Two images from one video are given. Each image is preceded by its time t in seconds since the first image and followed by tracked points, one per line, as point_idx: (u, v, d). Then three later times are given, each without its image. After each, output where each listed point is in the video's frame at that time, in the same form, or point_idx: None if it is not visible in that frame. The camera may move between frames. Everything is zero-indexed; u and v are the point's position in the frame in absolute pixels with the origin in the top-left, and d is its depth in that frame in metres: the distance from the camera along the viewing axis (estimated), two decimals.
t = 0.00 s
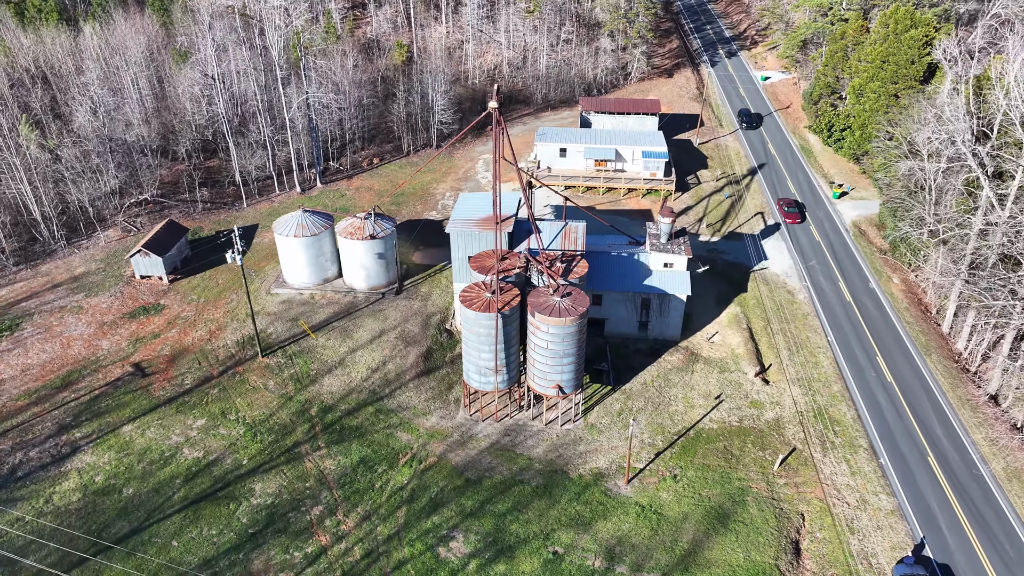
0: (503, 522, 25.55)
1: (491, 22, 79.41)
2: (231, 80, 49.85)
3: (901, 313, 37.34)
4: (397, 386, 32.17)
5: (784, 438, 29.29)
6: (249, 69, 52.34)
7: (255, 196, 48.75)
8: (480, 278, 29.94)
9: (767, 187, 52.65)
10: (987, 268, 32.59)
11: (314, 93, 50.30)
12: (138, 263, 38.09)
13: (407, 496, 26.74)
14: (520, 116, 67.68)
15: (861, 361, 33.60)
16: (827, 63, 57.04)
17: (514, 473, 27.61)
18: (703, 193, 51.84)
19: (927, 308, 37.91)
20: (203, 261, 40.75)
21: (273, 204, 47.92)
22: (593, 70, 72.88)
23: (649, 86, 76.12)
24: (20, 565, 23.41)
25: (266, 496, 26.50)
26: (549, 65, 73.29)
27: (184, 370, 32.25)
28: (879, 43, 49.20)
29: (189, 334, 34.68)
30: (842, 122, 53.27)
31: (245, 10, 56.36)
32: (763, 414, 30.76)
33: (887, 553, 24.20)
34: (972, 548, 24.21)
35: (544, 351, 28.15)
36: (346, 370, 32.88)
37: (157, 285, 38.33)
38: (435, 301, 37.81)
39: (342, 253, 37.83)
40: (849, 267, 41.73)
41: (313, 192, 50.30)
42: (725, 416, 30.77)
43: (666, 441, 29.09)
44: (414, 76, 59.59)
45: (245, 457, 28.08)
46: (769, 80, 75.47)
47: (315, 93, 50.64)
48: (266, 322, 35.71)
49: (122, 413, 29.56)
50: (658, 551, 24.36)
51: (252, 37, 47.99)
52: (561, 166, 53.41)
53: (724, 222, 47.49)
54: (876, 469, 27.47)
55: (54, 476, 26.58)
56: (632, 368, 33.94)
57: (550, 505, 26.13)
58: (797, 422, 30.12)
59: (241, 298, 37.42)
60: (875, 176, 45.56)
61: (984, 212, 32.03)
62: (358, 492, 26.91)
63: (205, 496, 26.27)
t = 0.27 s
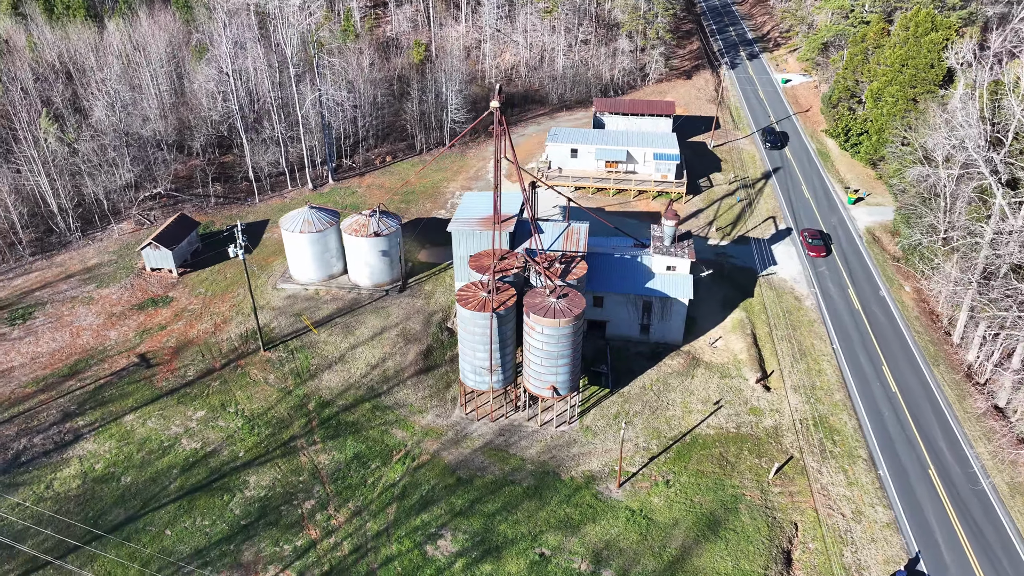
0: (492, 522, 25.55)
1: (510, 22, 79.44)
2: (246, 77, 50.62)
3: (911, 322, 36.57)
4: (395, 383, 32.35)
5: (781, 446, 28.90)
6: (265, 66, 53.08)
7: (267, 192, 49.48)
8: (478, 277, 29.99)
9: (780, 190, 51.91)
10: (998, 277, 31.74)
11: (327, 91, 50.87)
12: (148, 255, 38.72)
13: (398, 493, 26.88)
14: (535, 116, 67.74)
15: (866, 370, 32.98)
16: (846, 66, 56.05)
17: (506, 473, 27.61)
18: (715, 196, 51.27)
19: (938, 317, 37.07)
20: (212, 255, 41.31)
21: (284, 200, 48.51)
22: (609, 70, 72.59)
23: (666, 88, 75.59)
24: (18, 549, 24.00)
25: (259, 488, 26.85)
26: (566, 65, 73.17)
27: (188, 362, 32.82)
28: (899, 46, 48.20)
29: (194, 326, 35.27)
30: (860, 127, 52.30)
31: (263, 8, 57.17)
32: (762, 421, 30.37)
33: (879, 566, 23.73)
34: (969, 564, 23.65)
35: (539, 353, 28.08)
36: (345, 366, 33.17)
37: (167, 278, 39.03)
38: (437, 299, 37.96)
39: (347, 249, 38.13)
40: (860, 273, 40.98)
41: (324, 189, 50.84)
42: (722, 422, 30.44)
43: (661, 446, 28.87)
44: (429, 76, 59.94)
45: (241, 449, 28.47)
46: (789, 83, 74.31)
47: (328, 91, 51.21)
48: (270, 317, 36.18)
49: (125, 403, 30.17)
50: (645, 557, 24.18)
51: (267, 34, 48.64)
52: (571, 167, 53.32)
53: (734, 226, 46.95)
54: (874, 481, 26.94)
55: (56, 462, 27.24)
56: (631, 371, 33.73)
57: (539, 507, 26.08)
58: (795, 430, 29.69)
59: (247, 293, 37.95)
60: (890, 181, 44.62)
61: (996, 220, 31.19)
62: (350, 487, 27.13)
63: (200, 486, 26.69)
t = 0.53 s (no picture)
0: (481, 521, 25.59)
1: (528, 21, 79.39)
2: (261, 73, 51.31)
3: (920, 331, 35.84)
4: (393, 379, 32.54)
5: (778, 454, 28.52)
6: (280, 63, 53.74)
7: (279, 187, 50.16)
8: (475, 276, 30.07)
9: (793, 194, 51.15)
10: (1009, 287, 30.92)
11: (339, 88, 51.38)
12: (159, 248, 39.48)
13: (390, 489, 27.04)
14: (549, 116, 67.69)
15: (870, 379, 32.41)
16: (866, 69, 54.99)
17: (498, 473, 27.64)
18: (726, 199, 50.73)
19: (948, 327, 36.26)
20: (222, 249, 41.97)
21: (296, 196, 49.04)
22: (626, 71, 72.22)
23: (684, 89, 74.98)
24: (18, 533, 24.62)
25: (254, 480, 27.21)
26: (583, 66, 72.93)
27: (191, 354, 33.38)
28: (919, 50, 47.17)
29: (200, 319, 35.84)
30: (877, 131, 51.31)
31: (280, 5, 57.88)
32: (760, 428, 30.00)
33: None
34: None
35: (534, 353, 28.09)
36: (345, 361, 33.46)
37: (176, 270, 39.72)
38: (440, 297, 38.07)
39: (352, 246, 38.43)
40: (870, 281, 40.25)
41: (335, 186, 51.32)
42: (720, 427, 30.12)
43: (656, 450, 28.66)
44: (443, 75, 60.20)
45: (238, 441, 28.87)
46: (810, 86, 72.79)
47: (341, 89, 51.71)
48: (274, 311, 36.63)
49: (128, 393, 30.78)
50: (632, 561, 24.03)
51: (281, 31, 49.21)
52: (582, 167, 53.21)
53: (744, 230, 46.40)
54: (871, 491, 26.48)
55: (59, 449, 27.89)
56: (630, 374, 33.53)
57: (529, 508, 26.06)
58: (794, 437, 29.27)
59: (253, 287, 38.48)
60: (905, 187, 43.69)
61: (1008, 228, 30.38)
62: (343, 482, 27.37)
63: (196, 477, 27.12)
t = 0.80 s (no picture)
0: (470, 520, 25.65)
1: (546, 21, 79.27)
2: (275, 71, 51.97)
3: (928, 341, 35.11)
4: (391, 376, 32.73)
5: (774, 462, 28.16)
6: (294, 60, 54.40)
7: (291, 184, 50.79)
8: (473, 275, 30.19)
9: (806, 199, 50.44)
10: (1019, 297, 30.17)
11: (352, 86, 51.87)
12: (170, 242, 40.18)
13: (381, 485, 27.22)
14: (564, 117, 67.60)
15: (873, 388, 31.85)
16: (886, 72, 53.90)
17: (490, 473, 27.67)
18: (737, 202, 50.21)
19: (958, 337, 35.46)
20: (231, 244, 42.59)
21: (307, 192, 49.56)
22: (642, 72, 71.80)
23: (701, 91, 74.30)
24: (19, 516, 25.28)
25: (249, 472, 27.58)
26: (599, 66, 72.65)
27: (195, 346, 33.94)
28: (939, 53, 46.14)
29: (206, 312, 36.42)
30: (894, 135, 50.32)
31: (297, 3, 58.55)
32: (758, 434, 29.65)
33: None
34: None
35: (528, 353, 28.06)
36: (345, 357, 33.75)
37: (186, 264, 40.40)
38: (443, 296, 38.20)
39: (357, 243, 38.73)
40: (880, 288, 39.51)
41: (347, 183, 51.82)
42: (716, 433, 29.82)
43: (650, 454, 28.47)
44: (456, 74, 60.42)
45: (236, 434, 29.29)
46: (831, 88, 71.47)
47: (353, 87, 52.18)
48: (279, 306, 37.09)
49: (132, 383, 31.41)
50: (619, 565, 23.91)
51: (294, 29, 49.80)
52: (593, 168, 53.06)
53: (753, 234, 45.87)
54: (867, 503, 26.05)
55: (62, 436, 28.56)
56: (629, 377, 33.35)
57: (518, 508, 26.06)
58: (791, 445, 28.87)
59: (259, 282, 38.99)
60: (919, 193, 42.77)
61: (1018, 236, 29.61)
62: (336, 477, 27.62)
63: (193, 468, 27.57)
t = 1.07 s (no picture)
0: (459, 520, 25.73)
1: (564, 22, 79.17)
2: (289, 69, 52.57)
3: (936, 351, 34.39)
4: (390, 373, 32.96)
5: (769, 470, 27.83)
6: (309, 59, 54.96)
7: (303, 180, 51.38)
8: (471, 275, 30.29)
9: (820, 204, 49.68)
10: None
11: (365, 85, 52.31)
12: (181, 236, 40.90)
13: (374, 482, 27.43)
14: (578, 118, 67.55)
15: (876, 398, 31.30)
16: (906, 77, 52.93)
17: (482, 473, 27.74)
18: (748, 206, 49.63)
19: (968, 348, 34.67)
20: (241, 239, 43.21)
21: (317, 189, 50.08)
22: (659, 74, 71.37)
23: (719, 93, 73.63)
24: (21, 501, 25.96)
25: (244, 465, 27.98)
26: (615, 67, 72.35)
27: (200, 339, 34.52)
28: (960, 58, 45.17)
29: (212, 306, 37.02)
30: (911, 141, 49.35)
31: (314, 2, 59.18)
32: (754, 442, 29.31)
33: None
34: None
35: (523, 354, 28.05)
36: (346, 354, 34.06)
37: (195, 258, 41.10)
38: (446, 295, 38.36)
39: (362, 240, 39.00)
40: (890, 296, 38.79)
41: (358, 181, 52.30)
42: (712, 438, 29.56)
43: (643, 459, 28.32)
44: (470, 74, 60.63)
45: (234, 426, 29.73)
46: (851, 93, 70.24)
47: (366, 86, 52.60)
48: (283, 302, 37.56)
49: (137, 373, 32.05)
50: (605, 569, 23.81)
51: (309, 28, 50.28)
52: (603, 170, 52.97)
53: (763, 239, 45.31)
54: (862, 514, 25.63)
55: (66, 424, 29.25)
56: (628, 380, 33.19)
57: (508, 509, 26.09)
58: (788, 454, 28.52)
59: (266, 277, 39.53)
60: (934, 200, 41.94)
61: None
62: (330, 472, 27.90)
63: (190, 459, 28.04)
